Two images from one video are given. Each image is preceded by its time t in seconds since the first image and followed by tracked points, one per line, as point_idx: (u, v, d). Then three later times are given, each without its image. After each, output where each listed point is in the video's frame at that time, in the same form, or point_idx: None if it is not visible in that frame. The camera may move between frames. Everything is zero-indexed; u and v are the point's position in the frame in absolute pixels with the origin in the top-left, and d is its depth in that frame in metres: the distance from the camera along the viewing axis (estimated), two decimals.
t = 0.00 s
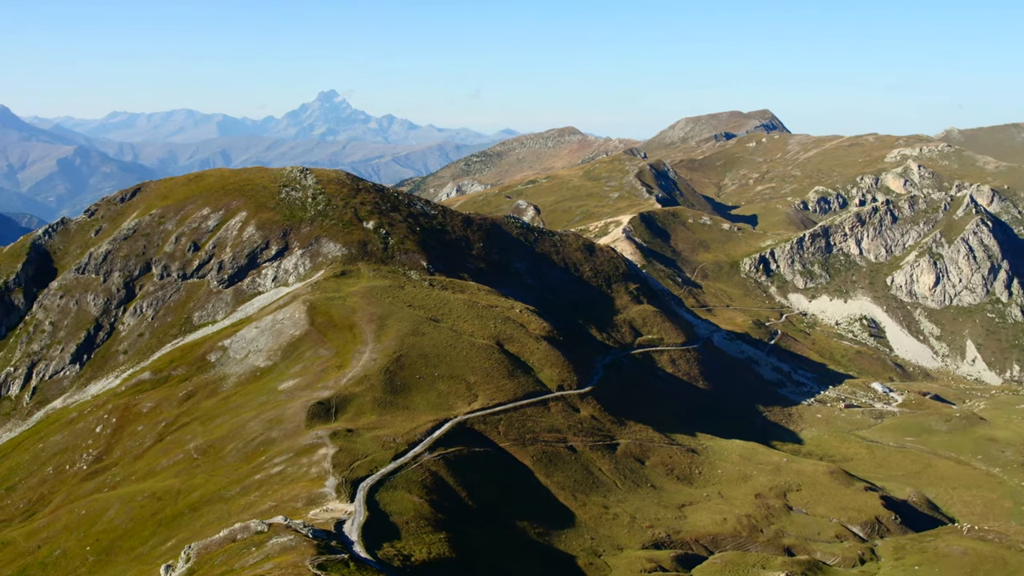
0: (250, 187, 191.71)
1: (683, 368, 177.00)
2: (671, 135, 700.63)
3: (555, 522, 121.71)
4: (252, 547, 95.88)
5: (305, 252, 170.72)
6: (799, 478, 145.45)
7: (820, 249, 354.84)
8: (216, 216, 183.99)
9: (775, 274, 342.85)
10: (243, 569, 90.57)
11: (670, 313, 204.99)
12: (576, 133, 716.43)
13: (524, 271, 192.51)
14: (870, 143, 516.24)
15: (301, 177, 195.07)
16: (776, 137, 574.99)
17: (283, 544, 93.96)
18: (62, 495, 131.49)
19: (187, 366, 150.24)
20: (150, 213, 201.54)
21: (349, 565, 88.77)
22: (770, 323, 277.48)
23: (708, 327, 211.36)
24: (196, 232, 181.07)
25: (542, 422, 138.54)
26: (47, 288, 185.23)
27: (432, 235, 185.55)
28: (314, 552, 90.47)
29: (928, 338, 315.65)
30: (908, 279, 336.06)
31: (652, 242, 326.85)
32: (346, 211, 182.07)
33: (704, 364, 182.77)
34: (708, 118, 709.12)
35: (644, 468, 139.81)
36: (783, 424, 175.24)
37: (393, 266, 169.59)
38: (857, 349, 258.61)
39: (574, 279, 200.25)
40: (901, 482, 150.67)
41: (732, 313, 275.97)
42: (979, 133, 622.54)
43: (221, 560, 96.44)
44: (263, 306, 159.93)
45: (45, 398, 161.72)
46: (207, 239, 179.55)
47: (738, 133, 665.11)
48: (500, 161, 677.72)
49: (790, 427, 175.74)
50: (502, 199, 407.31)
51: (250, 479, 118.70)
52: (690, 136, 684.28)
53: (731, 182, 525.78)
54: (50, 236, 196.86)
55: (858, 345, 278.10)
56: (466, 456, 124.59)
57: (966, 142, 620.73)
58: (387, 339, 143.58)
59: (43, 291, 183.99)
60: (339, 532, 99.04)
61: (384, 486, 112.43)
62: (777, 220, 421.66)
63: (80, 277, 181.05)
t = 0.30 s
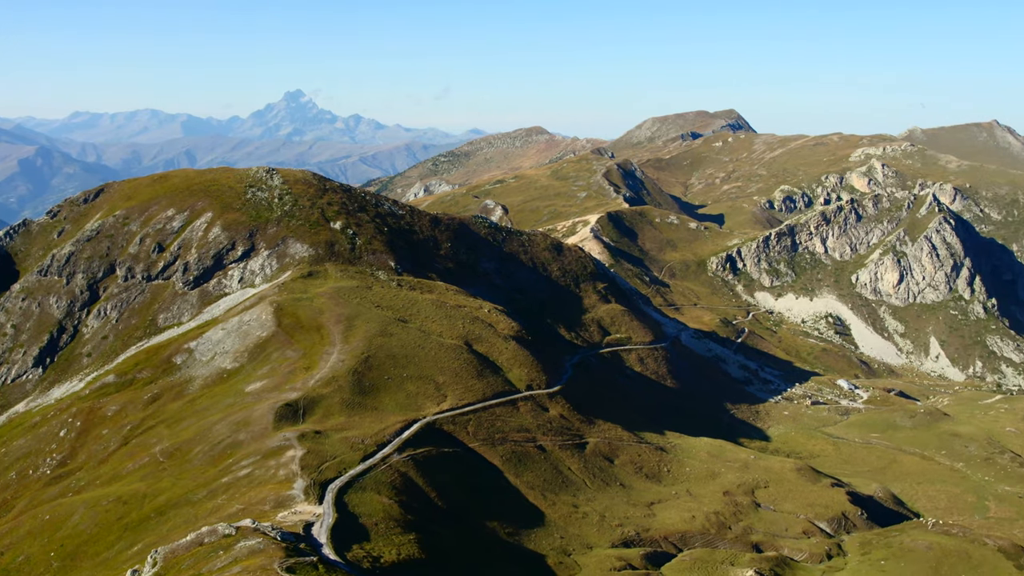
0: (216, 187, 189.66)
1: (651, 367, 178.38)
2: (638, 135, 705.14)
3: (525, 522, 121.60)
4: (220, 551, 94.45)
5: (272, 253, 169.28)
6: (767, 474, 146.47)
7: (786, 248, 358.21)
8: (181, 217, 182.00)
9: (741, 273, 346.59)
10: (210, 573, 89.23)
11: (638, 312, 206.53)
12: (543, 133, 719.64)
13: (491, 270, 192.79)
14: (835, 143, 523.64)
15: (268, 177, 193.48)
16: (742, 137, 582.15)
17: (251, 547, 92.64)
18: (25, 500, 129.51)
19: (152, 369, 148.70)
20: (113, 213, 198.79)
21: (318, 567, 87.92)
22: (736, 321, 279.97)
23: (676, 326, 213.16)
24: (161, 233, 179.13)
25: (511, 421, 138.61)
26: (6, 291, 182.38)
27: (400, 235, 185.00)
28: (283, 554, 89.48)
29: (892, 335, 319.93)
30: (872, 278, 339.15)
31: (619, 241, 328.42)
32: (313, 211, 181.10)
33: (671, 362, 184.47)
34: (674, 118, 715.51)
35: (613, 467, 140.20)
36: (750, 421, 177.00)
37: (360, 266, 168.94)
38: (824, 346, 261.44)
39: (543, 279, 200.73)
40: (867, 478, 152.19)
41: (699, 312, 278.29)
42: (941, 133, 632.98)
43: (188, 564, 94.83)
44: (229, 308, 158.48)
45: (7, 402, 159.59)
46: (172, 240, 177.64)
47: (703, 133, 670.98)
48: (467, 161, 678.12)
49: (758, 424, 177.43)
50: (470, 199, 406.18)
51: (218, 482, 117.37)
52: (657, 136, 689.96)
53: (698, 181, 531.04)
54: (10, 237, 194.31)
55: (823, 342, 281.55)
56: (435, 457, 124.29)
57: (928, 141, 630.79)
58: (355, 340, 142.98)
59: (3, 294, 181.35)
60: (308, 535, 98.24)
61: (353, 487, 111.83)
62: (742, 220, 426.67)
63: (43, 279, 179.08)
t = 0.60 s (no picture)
0: (180, 187, 187.22)
1: (620, 366, 180.14)
2: (606, 135, 710.48)
3: (494, 522, 121.42)
4: (187, 555, 92.71)
5: (238, 254, 167.98)
6: (734, 472, 147.39)
7: (752, 246, 359.43)
8: (145, 218, 179.90)
9: (708, 271, 349.37)
10: None
11: (607, 312, 208.60)
12: (511, 132, 722.66)
13: (460, 270, 193.29)
14: (800, 142, 531.59)
15: (234, 177, 191.30)
16: (708, 137, 589.54)
17: (219, 551, 91.08)
18: None
19: (117, 372, 147.13)
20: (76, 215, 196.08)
21: (286, 570, 87.02)
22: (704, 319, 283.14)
23: (644, 325, 215.65)
24: (125, 234, 177.06)
25: (480, 422, 138.62)
26: None
27: (368, 236, 184.43)
28: (251, 558, 88.42)
29: (858, 332, 323.87)
30: (838, 275, 343.53)
31: (587, 240, 329.13)
32: (279, 212, 179.92)
33: (639, 361, 186.41)
34: (642, 117, 721.93)
35: (582, 466, 140.57)
36: (718, 419, 178.79)
37: (328, 267, 168.14)
38: (790, 344, 264.58)
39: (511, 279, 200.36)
40: (833, 474, 153.67)
41: (667, 310, 281.53)
42: (905, 133, 642.26)
43: (154, 570, 93.16)
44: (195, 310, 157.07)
45: None
46: (136, 242, 175.68)
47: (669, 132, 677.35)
48: (434, 161, 677.50)
49: (726, 422, 179.25)
50: (438, 199, 404.30)
51: (184, 485, 115.94)
52: (625, 135, 695.70)
53: (665, 180, 537.12)
54: None
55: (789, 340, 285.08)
56: (404, 458, 123.89)
57: (892, 140, 636.83)
58: (323, 341, 142.18)
59: None
60: (276, 538, 97.37)
61: (321, 489, 111.14)
62: (709, 219, 431.59)
63: (4, 281, 176.64)
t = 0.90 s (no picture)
0: (144, 188, 185.16)
1: (588, 365, 182.39)
2: (573, 135, 718.44)
3: (464, 522, 121.14)
4: (154, 559, 91.21)
5: (204, 255, 166.37)
6: (702, 469, 148.34)
7: (719, 245, 362.41)
8: (109, 219, 177.85)
9: (676, 270, 348.75)
10: None
11: (576, 312, 211.79)
12: (478, 132, 727.16)
13: (428, 271, 194.29)
14: (766, 141, 543.03)
15: (199, 177, 189.18)
16: (675, 136, 598.84)
17: (185, 555, 89.62)
18: None
19: (81, 375, 145.49)
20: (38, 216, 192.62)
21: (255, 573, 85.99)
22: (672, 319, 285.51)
23: (613, 324, 218.22)
24: (88, 236, 174.87)
25: (449, 422, 138.65)
26: None
27: (335, 236, 184.01)
28: (218, 561, 87.17)
29: (824, 330, 328.64)
30: (804, 274, 348.10)
31: (555, 239, 329.30)
32: (246, 212, 178.55)
33: (607, 359, 188.89)
34: (609, 117, 731.10)
35: (551, 465, 140.91)
36: (686, 417, 180.68)
37: (296, 268, 167.25)
38: (756, 342, 267.25)
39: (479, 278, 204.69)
40: (800, 471, 155.19)
41: (635, 310, 284.18)
42: (869, 132, 653.73)
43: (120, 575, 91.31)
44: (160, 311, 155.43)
45: None
46: (100, 243, 173.66)
47: (636, 132, 686.20)
48: (401, 161, 678.34)
49: (694, 420, 180.78)
50: (405, 199, 402.65)
51: (151, 489, 114.13)
52: (593, 135, 703.33)
53: (632, 180, 543.78)
54: None
55: (756, 338, 288.62)
56: (373, 459, 123.43)
57: (855, 139, 645.69)
58: (291, 342, 141.51)
59: None
60: (244, 541, 96.25)
61: (290, 491, 110.29)
62: (676, 218, 434.65)
63: None
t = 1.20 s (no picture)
0: (107, 190, 182.08)
1: (557, 365, 184.13)
2: (540, 134, 727.73)
3: (434, 523, 120.71)
4: (120, 564, 89.86)
5: (169, 257, 164.68)
6: (671, 468, 149.19)
7: (686, 244, 364.69)
8: (72, 221, 175.01)
9: (643, 269, 350.93)
10: None
11: (545, 312, 213.32)
12: (445, 131, 731.80)
13: (395, 271, 194.63)
14: (732, 140, 556.00)
15: (163, 178, 186.75)
16: (642, 136, 609.35)
17: (152, 560, 88.39)
18: None
19: (44, 378, 143.54)
20: None
21: None
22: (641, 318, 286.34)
23: (582, 323, 219.81)
24: (51, 237, 171.83)
25: (418, 423, 138.54)
26: None
27: (302, 237, 183.18)
28: (186, 566, 86.12)
29: (790, 328, 330.89)
30: (770, 272, 351.21)
31: (523, 239, 330.64)
32: (211, 213, 176.75)
33: (576, 359, 190.29)
34: (576, 116, 740.76)
35: (521, 465, 141.16)
36: (655, 416, 182.22)
37: (262, 269, 166.05)
38: (725, 341, 269.69)
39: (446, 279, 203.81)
40: (768, 468, 156.65)
41: (603, 308, 285.90)
42: (832, 130, 663.73)
43: None
44: (125, 314, 153.24)
45: None
46: (63, 245, 170.95)
47: (603, 132, 696.71)
48: (368, 161, 675.55)
49: (663, 419, 182.19)
50: (373, 199, 401.65)
51: (116, 493, 112.15)
52: (560, 135, 711.98)
53: (600, 179, 550.98)
54: None
55: (724, 337, 292.71)
56: (342, 460, 122.83)
57: (820, 139, 649.28)
58: (258, 344, 140.47)
59: None
60: (212, 544, 95.23)
61: (258, 494, 109.32)
62: (644, 217, 437.21)
63: None
